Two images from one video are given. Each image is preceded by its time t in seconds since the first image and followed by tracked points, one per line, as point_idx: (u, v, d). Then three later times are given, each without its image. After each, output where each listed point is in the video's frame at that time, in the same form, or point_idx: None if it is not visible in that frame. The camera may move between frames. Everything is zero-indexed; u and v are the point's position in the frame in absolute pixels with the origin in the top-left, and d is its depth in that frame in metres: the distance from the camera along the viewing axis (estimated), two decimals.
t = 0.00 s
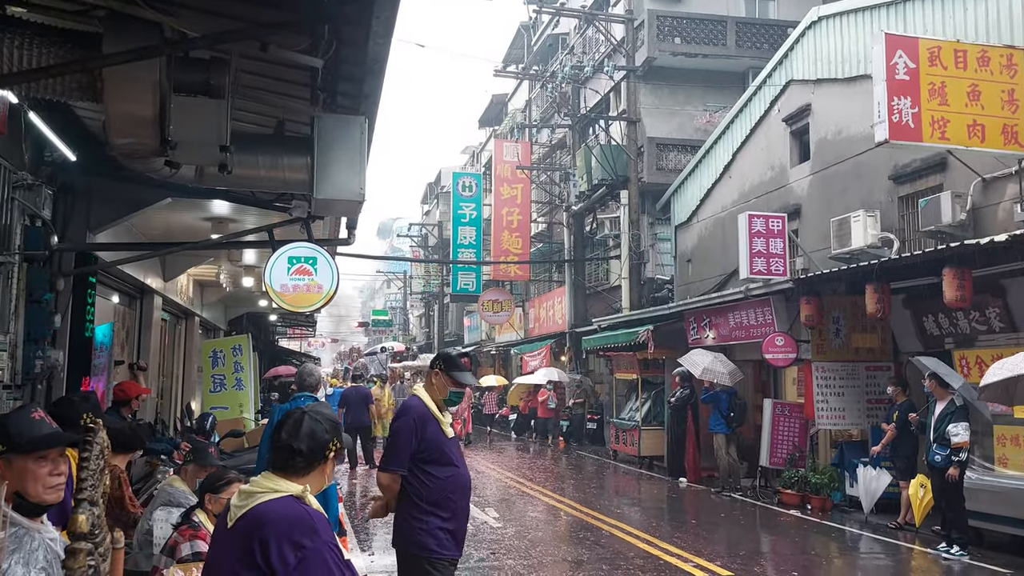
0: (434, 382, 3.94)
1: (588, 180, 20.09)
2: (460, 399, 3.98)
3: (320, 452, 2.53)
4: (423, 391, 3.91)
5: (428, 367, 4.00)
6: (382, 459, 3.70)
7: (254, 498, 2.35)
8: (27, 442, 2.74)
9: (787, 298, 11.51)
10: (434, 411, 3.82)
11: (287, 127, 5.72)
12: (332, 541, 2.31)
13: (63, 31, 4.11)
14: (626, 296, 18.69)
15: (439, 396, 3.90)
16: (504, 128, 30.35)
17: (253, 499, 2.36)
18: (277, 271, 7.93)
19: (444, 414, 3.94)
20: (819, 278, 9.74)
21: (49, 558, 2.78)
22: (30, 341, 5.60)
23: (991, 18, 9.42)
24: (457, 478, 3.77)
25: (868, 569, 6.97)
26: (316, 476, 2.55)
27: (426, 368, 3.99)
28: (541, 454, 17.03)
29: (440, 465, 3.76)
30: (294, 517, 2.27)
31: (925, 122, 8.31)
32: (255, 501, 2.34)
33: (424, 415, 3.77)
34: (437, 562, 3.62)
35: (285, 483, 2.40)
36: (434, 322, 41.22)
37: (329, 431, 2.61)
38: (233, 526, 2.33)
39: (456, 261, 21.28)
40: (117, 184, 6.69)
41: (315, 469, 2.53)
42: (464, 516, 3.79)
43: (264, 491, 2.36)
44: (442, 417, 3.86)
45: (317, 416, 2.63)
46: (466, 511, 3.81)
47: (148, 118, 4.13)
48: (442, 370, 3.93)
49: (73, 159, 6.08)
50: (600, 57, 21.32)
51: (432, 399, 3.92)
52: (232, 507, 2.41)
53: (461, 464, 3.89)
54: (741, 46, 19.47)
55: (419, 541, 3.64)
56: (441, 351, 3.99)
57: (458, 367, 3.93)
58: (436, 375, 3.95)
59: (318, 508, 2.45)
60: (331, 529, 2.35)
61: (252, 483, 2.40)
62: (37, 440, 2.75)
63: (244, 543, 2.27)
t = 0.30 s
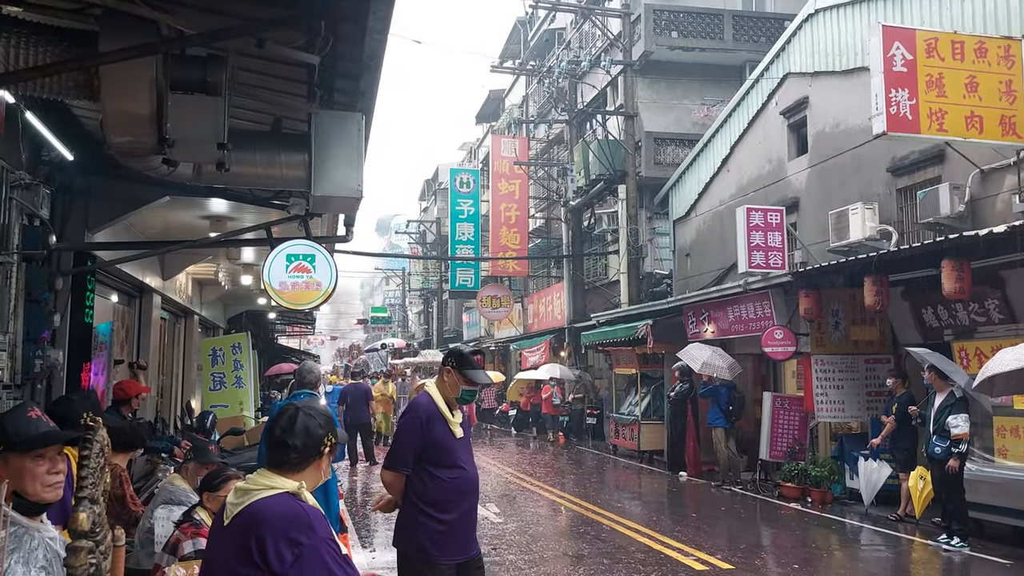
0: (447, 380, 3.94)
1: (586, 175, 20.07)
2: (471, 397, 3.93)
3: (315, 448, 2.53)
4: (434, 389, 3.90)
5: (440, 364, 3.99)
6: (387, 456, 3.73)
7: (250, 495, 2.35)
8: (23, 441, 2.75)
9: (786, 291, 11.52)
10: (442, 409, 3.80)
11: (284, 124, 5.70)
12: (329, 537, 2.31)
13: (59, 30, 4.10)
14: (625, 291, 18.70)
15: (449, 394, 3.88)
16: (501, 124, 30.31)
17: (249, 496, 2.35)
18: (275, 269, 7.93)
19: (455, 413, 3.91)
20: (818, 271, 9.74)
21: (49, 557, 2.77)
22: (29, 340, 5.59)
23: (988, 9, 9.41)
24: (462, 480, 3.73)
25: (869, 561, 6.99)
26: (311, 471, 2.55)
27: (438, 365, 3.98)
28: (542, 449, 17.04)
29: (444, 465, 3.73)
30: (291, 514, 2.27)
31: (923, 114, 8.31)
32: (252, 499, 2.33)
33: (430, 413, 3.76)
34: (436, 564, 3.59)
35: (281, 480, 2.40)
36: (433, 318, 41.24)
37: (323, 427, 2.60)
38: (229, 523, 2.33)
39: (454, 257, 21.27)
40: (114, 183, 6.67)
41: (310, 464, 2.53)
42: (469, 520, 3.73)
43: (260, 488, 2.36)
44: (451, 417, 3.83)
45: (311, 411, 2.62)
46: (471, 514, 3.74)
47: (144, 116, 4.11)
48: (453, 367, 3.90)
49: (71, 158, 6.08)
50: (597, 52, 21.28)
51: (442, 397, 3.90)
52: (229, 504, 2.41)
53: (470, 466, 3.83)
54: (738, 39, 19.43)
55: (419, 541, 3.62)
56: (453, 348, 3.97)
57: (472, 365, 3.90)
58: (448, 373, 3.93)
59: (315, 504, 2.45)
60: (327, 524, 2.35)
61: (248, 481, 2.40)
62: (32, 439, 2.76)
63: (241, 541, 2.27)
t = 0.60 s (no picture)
0: (465, 378, 3.86)
1: (585, 174, 20.08)
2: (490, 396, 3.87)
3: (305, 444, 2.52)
4: (452, 387, 3.86)
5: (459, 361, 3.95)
6: (400, 456, 3.73)
7: (241, 495, 2.35)
8: (22, 441, 2.76)
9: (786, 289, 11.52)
10: (458, 410, 3.75)
11: (283, 123, 5.70)
12: (321, 532, 2.31)
13: (57, 29, 4.09)
14: (624, 290, 18.70)
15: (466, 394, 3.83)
16: (500, 123, 30.31)
17: (239, 496, 2.36)
18: (275, 268, 7.93)
19: (472, 413, 3.85)
20: (817, 269, 9.75)
21: (48, 557, 2.77)
22: (28, 340, 5.59)
23: (987, 6, 9.41)
24: (476, 482, 3.68)
25: (868, 559, 7.00)
26: (300, 468, 2.54)
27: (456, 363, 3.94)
28: (542, 448, 17.04)
29: (458, 466, 3.69)
30: (281, 512, 2.27)
31: (921, 112, 8.31)
32: (242, 498, 2.34)
33: (445, 414, 3.73)
34: (448, 566, 3.59)
35: (271, 478, 2.40)
36: (432, 317, 41.26)
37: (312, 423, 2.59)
38: (221, 523, 2.34)
39: (453, 257, 21.27)
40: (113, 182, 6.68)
41: (299, 461, 2.52)
42: (482, 522, 3.69)
43: (250, 487, 2.37)
44: (468, 417, 3.78)
45: (300, 408, 2.61)
46: (484, 516, 3.70)
47: (143, 116, 4.11)
48: (472, 366, 3.85)
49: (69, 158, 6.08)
50: (596, 50, 21.26)
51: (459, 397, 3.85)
52: (220, 504, 2.42)
53: (485, 468, 3.78)
54: (737, 37, 19.42)
55: (428, 542, 3.62)
56: (472, 346, 3.92)
57: (489, 363, 3.84)
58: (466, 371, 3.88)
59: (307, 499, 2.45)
60: (319, 519, 2.35)
61: (238, 480, 2.40)
62: (31, 439, 2.76)
63: (231, 540, 2.27)
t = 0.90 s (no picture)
0: (501, 373, 3.78)
1: (585, 171, 20.07)
2: (526, 392, 3.72)
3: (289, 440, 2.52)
4: (489, 383, 3.78)
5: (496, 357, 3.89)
6: (432, 449, 3.72)
7: (228, 494, 2.36)
8: (27, 440, 2.75)
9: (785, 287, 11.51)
10: (490, 405, 3.67)
11: (281, 121, 5.69)
12: (307, 527, 2.30)
13: (55, 27, 4.08)
14: (624, 287, 18.70)
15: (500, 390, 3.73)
16: (500, 121, 30.31)
17: (226, 496, 2.37)
18: (274, 266, 7.91)
19: (508, 410, 3.74)
20: (816, 266, 9.76)
21: (48, 555, 2.77)
22: (28, 339, 5.59)
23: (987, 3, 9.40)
24: (502, 480, 3.55)
25: (869, 556, 7.01)
26: (288, 463, 2.55)
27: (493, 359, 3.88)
28: (542, 446, 17.06)
29: (486, 463, 3.59)
30: (266, 507, 2.27)
31: (921, 109, 8.29)
32: (230, 497, 2.35)
33: (476, 408, 3.66)
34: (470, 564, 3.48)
35: (257, 475, 2.41)
36: (432, 315, 41.27)
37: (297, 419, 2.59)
38: (211, 523, 2.35)
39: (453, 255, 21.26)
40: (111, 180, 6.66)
41: (285, 456, 2.53)
42: (511, 522, 3.55)
43: (237, 486, 2.38)
44: (501, 413, 3.68)
45: (284, 404, 2.62)
46: (513, 516, 3.55)
47: (142, 113, 4.09)
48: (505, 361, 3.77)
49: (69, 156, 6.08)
50: (595, 48, 21.26)
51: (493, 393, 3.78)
52: (209, 505, 2.44)
53: (517, 467, 3.65)
54: (736, 35, 19.41)
55: (454, 537, 3.54)
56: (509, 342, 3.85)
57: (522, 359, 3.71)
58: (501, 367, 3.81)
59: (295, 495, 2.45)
60: (304, 514, 2.34)
61: (226, 480, 2.42)
62: (38, 438, 2.75)
63: (220, 539, 2.28)
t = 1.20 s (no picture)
0: (520, 365, 3.70)
1: (583, 167, 20.09)
2: (543, 381, 3.60)
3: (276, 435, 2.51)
4: (510, 375, 3.72)
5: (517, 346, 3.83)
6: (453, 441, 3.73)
7: (216, 493, 2.38)
8: (31, 438, 2.72)
9: (783, 282, 11.51)
10: (506, 396, 3.62)
11: (278, 117, 5.66)
12: (292, 521, 2.30)
13: (51, 24, 4.06)
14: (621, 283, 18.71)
15: (518, 381, 3.66)
16: (496, 117, 30.28)
17: (214, 495, 2.38)
18: (271, 263, 7.90)
19: (528, 401, 3.64)
20: (813, 261, 9.77)
21: (47, 554, 2.78)
22: (26, 336, 5.58)
23: None
24: (518, 473, 3.46)
25: (866, 550, 7.03)
26: (274, 459, 2.54)
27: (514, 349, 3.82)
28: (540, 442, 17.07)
29: (503, 454, 3.52)
30: (250, 505, 2.28)
31: (918, 104, 8.29)
32: (217, 496, 2.36)
33: (492, 399, 3.62)
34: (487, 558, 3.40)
35: (244, 473, 2.41)
36: (429, 311, 41.29)
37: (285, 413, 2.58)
38: (200, 521, 2.37)
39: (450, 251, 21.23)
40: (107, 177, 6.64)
41: (271, 452, 2.52)
42: (531, 516, 3.44)
43: (224, 485, 2.38)
44: (519, 404, 3.60)
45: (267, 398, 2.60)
46: (533, 510, 3.44)
47: (138, 110, 4.08)
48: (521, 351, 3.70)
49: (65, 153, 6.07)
50: (593, 43, 21.23)
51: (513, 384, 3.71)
52: (200, 504, 2.45)
53: (538, 459, 3.54)
54: (733, 30, 19.40)
55: (474, 530, 3.50)
56: (528, 332, 3.78)
57: (539, 349, 3.61)
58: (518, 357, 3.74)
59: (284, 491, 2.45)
60: (290, 509, 2.33)
61: (214, 479, 2.43)
62: (41, 435, 2.73)
63: (208, 538, 2.29)
